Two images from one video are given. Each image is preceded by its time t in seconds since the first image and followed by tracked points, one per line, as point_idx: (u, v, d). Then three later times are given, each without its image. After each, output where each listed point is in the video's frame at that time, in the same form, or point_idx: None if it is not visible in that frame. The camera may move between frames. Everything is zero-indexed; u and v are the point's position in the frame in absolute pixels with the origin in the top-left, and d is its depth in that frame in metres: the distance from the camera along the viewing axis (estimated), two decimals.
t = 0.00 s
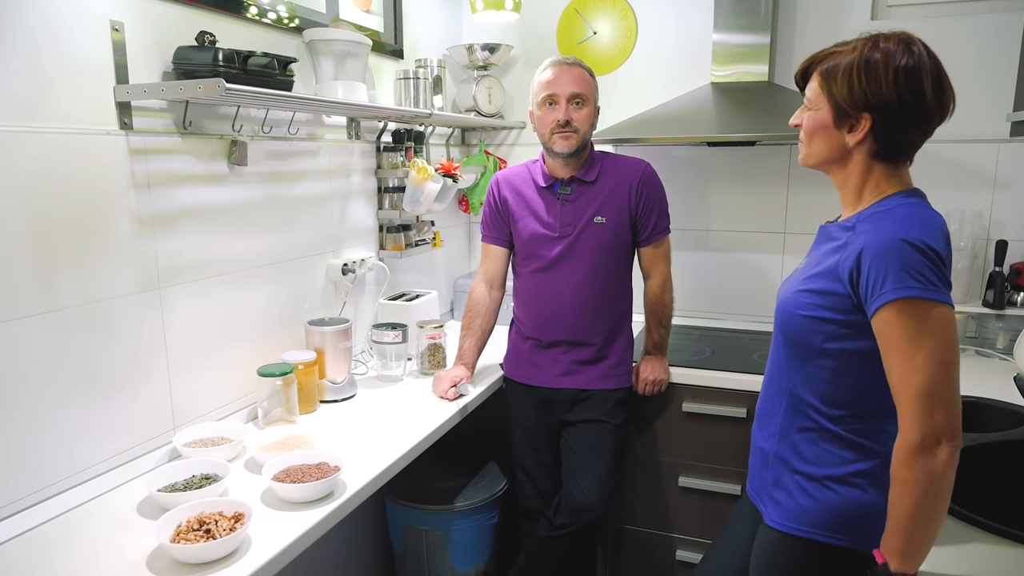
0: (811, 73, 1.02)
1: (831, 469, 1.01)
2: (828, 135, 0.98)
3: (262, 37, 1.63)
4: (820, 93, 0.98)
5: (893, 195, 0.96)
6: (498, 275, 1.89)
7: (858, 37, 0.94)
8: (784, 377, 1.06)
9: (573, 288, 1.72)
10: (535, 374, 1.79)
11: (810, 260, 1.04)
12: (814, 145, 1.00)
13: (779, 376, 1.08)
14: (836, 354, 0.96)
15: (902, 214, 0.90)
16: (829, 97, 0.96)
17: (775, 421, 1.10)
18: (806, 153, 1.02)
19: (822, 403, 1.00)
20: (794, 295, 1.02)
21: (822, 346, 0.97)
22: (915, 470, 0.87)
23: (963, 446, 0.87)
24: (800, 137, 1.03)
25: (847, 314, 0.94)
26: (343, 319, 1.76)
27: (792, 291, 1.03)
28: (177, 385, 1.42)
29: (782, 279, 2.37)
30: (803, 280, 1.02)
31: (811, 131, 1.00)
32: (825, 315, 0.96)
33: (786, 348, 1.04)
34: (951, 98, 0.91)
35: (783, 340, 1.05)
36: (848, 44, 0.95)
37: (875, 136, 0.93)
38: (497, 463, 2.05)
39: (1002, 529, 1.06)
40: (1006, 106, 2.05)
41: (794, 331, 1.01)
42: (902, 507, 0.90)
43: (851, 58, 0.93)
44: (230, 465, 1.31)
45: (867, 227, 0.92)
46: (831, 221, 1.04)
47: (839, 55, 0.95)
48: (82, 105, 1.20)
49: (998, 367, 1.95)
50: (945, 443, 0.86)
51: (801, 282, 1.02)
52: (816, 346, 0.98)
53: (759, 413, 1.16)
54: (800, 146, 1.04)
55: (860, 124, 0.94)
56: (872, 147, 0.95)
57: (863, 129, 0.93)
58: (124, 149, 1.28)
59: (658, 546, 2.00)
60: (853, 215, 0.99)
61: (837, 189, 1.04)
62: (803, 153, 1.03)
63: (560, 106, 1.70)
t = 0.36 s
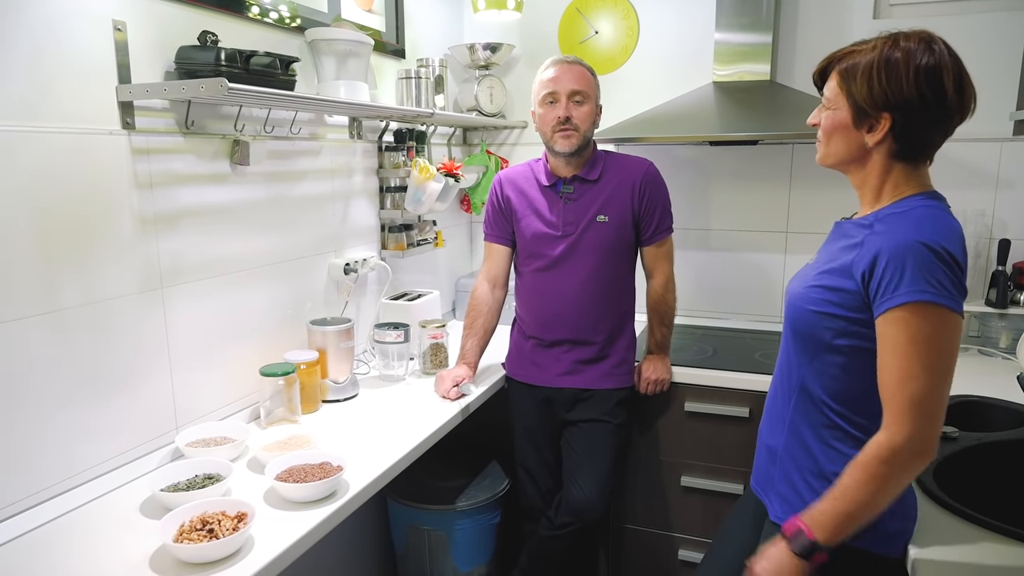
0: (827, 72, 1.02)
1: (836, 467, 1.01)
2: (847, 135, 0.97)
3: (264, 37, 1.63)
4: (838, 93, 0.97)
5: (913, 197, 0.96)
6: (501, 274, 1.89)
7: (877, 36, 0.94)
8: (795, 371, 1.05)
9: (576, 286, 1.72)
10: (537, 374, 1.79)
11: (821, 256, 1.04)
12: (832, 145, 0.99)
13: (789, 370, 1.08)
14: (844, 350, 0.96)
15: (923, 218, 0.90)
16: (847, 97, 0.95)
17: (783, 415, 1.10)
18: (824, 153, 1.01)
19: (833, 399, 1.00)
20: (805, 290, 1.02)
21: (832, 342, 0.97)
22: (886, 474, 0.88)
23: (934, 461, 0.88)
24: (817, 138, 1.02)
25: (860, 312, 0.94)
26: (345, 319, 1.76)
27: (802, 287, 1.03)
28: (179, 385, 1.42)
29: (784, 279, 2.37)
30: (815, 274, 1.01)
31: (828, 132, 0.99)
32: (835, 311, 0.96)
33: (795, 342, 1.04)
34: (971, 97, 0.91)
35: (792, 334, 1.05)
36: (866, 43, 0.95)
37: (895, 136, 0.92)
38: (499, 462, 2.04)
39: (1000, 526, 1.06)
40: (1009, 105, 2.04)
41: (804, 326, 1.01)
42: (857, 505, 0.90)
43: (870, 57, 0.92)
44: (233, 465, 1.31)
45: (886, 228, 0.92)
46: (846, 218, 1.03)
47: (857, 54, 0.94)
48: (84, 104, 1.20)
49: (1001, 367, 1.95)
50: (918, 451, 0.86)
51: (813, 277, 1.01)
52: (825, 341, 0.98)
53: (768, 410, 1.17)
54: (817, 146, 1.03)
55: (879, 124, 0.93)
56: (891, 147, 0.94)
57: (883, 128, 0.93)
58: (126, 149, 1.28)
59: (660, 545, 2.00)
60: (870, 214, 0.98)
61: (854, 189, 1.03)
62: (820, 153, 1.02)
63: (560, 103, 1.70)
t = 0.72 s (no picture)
0: (829, 66, 1.01)
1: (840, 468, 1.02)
2: (842, 131, 0.96)
3: (266, 37, 1.63)
4: (837, 87, 0.96)
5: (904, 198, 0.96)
6: (502, 273, 1.88)
7: (880, 33, 0.93)
8: (791, 377, 1.06)
9: (578, 286, 1.72)
10: (538, 374, 1.78)
11: (812, 258, 1.04)
12: (827, 140, 0.99)
13: (785, 374, 1.08)
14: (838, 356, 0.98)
15: (914, 221, 0.91)
16: (846, 92, 0.95)
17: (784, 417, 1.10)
18: (818, 148, 1.00)
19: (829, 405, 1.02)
20: (796, 296, 1.02)
21: (825, 347, 0.99)
22: (812, 448, 0.97)
23: (865, 456, 0.96)
24: (812, 132, 1.01)
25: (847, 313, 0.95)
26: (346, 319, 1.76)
27: (792, 291, 1.03)
28: (180, 384, 1.42)
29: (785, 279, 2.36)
30: (806, 279, 1.01)
31: (824, 126, 0.98)
32: (826, 316, 0.97)
33: (789, 347, 1.04)
34: (969, 100, 0.91)
35: (786, 338, 1.05)
36: (869, 39, 0.94)
37: (889, 135, 0.92)
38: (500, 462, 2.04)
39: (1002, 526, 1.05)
40: (1010, 104, 2.04)
41: (797, 330, 1.01)
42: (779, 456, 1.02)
43: (872, 53, 0.91)
44: (234, 465, 1.31)
45: (879, 228, 0.92)
46: (838, 219, 1.04)
47: (860, 49, 0.94)
48: (86, 104, 1.20)
49: (1002, 367, 1.94)
50: (845, 439, 0.93)
51: (804, 283, 1.01)
52: (819, 347, 0.99)
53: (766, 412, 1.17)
54: (812, 141, 1.02)
55: (874, 122, 0.93)
56: (886, 145, 0.94)
57: (878, 127, 0.92)
58: (128, 148, 1.28)
59: (660, 546, 2.00)
60: (860, 215, 0.98)
61: (846, 187, 1.03)
62: (815, 148, 1.02)
63: (563, 103, 1.70)
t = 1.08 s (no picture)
0: (812, 60, 1.00)
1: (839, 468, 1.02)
2: (821, 127, 0.96)
3: (267, 37, 1.63)
4: (820, 82, 0.96)
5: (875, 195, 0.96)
6: (503, 273, 1.88)
7: (868, 30, 0.92)
8: (777, 378, 1.06)
9: (579, 286, 1.72)
10: (540, 373, 1.78)
11: (790, 259, 1.04)
12: (805, 134, 0.98)
13: (771, 376, 1.08)
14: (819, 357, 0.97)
15: (882, 218, 0.91)
16: (828, 88, 0.94)
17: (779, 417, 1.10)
18: (797, 141, 1.00)
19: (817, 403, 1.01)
20: (775, 298, 1.02)
21: (804, 347, 0.99)
22: (810, 455, 0.96)
23: (865, 456, 0.95)
24: (794, 125, 1.01)
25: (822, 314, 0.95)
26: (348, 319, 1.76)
27: (772, 294, 1.03)
28: (182, 385, 1.42)
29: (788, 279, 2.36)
30: (785, 281, 1.02)
31: (805, 120, 0.98)
32: (803, 317, 0.98)
33: (773, 348, 1.04)
34: (946, 105, 0.91)
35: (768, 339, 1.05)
36: (855, 35, 0.93)
37: (867, 134, 0.92)
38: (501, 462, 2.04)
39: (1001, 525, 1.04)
40: (1013, 103, 2.04)
41: (777, 332, 1.02)
42: (783, 468, 1.01)
43: (857, 50, 0.90)
44: (235, 465, 1.31)
45: (846, 229, 0.93)
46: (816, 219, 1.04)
47: (845, 45, 0.93)
48: (87, 104, 1.20)
49: (1004, 367, 1.94)
50: (841, 443, 0.93)
51: (783, 284, 1.02)
52: (798, 348, 1.00)
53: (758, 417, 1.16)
54: (792, 134, 1.02)
55: (853, 120, 0.92)
56: (862, 144, 0.94)
57: (856, 125, 0.92)
58: (129, 149, 1.28)
59: (661, 545, 2.00)
60: (833, 215, 0.99)
61: (821, 181, 1.03)
62: (795, 141, 1.01)
63: (565, 105, 1.69)
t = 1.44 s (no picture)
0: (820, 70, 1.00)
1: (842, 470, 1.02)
2: (843, 133, 0.96)
3: (269, 38, 1.64)
4: (834, 90, 0.96)
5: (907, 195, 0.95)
6: (504, 274, 1.88)
7: (874, 33, 0.93)
8: (789, 373, 1.07)
9: (580, 286, 1.72)
10: (540, 373, 1.79)
11: (807, 256, 1.04)
12: (827, 143, 0.98)
13: (783, 372, 1.09)
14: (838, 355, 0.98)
15: (912, 217, 0.90)
16: (844, 94, 0.94)
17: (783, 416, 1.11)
18: (818, 152, 1.00)
19: (832, 401, 1.02)
20: (792, 294, 1.02)
21: (821, 344, 0.99)
22: (838, 456, 0.96)
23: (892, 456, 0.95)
24: (812, 136, 1.01)
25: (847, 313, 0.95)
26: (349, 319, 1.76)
27: (790, 289, 1.03)
28: (184, 385, 1.43)
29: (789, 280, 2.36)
30: (804, 278, 1.01)
31: (824, 130, 0.98)
32: (823, 314, 0.97)
33: (787, 343, 1.05)
34: (967, 93, 0.91)
35: (783, 335, 1.05)
36: (862, 39, 0.94)
37: (892, 133, 0.91)
38: (502, 462, 2.05)
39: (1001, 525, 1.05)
40: (1013, 104, 2.04)
41: (794, 327, 1.02)
42: (808, 470, 1.00)
43: (868, 53, 0.91)
44: (238, 465, 1.32)
45: (876, 227, 0.92)
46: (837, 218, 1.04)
47: (854, 50, 0.93)
48: (90, 106, 1.21)
49: (1005, 367, 1.94)
50: (868, 444, 0.92)
51: (801, 281, 1.02)
52: (815, 343, 1.00)
53: (767, 411, 1.17)
54: (811, 145, 1.01)
55: (876, 121, 0.92)
56: (888, 144, 0.93)
57: (880, 125, 0.92)
58: (132, 150, 1.29)
59: (662, 545, 2.00)
60: (858, 213, 0.98)
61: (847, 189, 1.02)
62: (816, 151, 1.01)
63: (566, 111, 1.70)
